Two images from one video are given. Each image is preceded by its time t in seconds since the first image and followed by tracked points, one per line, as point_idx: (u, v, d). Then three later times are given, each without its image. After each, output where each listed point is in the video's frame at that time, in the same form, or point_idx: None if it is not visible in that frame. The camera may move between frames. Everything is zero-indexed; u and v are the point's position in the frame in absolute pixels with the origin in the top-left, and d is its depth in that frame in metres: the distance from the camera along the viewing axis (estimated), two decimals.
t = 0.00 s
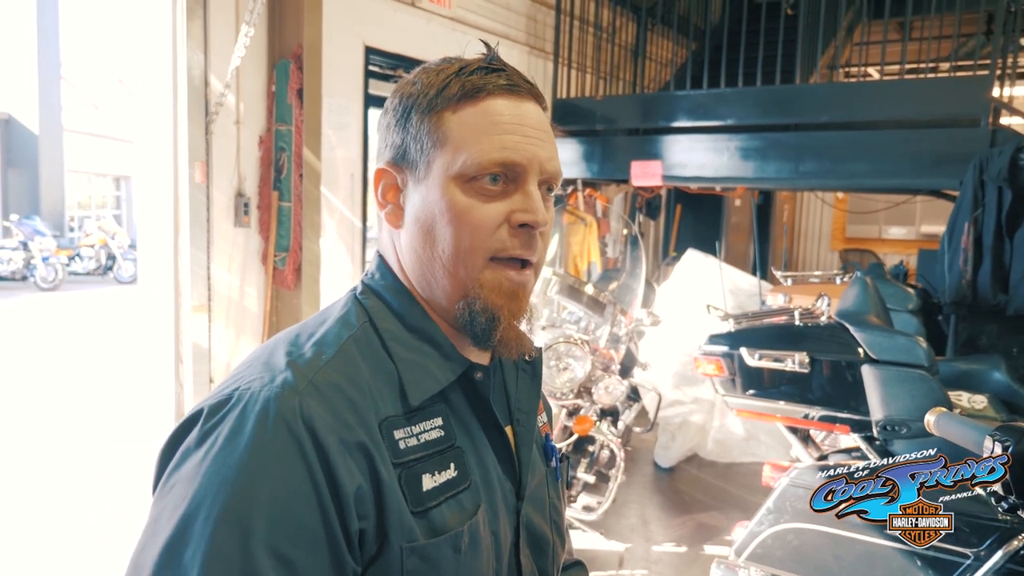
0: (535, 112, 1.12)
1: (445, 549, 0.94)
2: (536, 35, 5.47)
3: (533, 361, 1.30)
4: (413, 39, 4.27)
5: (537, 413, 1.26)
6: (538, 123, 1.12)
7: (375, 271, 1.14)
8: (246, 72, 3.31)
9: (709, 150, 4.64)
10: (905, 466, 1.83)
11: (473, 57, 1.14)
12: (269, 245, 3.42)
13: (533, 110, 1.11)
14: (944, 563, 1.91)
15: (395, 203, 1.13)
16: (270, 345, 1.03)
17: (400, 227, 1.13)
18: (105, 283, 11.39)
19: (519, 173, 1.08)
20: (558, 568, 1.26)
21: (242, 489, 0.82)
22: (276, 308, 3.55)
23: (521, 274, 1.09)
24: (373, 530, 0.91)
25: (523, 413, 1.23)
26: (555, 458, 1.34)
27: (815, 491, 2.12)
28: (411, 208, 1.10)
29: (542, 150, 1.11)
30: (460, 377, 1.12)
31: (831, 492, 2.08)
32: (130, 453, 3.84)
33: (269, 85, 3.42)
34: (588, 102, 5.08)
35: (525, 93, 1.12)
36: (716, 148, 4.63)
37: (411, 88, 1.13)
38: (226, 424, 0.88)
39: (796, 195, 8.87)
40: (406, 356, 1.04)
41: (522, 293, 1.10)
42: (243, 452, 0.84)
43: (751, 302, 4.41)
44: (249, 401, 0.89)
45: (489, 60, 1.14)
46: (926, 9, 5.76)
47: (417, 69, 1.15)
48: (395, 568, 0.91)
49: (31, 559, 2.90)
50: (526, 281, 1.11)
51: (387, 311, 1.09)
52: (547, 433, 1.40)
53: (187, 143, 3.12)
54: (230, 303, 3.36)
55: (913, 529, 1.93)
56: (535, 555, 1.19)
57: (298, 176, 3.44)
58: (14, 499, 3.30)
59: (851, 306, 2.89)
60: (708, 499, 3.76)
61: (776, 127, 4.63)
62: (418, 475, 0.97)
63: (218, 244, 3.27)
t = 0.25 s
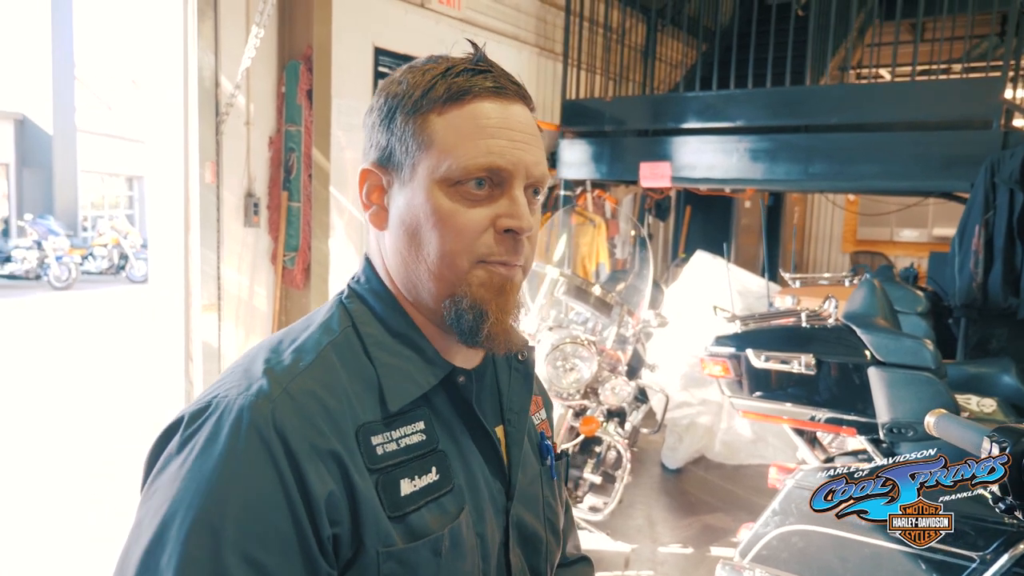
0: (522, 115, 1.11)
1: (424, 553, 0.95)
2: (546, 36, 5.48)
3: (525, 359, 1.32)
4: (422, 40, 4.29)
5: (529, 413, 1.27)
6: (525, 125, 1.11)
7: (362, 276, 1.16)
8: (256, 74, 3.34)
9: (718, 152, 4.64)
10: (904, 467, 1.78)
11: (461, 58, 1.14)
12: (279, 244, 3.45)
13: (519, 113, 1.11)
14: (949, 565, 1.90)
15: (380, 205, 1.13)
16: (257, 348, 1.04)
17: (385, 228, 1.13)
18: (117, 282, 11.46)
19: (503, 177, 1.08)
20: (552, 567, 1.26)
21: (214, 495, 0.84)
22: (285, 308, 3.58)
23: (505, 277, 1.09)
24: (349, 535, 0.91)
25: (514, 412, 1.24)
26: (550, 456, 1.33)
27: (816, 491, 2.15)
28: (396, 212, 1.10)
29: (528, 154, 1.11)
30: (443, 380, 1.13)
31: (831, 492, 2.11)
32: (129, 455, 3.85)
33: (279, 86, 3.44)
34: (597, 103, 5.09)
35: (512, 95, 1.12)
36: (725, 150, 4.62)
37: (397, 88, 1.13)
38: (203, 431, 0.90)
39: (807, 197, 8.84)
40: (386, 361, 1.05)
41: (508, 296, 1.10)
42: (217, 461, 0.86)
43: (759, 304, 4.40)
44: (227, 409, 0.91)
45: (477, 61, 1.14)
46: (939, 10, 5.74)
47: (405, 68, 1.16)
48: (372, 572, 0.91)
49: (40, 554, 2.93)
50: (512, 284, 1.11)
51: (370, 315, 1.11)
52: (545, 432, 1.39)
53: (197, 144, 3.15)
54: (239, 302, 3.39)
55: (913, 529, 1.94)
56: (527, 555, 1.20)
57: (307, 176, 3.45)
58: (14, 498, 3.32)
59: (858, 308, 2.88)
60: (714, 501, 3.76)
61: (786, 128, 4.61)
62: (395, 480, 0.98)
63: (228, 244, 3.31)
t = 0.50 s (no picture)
0: (500, 111, 1.11)
1: (412, 554, 0.95)
2: (555, 35, 5.48)
3: (519, 358, 1.33)
4: (431, 39, 4.30)
5: (525, 410, 1.27)
6: (504, 121, 1.11)
7: (351, 279, 1.16)
8: (266, 72, 3.36)
9: (727, 151, 4.63)
10: (903, 466, 1.69)
11: (438, 57, 1.14)
12: (288, 243, 3.47)
13: (496, 109, 1.11)
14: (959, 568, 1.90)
15: (364, 209, 1.12)
16: (243, 354, 1.04)
17: (369, 232, 1.12)
18: (128, 280, 11.50)
19: (484, 176, 1.08)
20: (550, 565, 1.26)
21: (201, 499, 0.85)
22: (293, 306, 3.59)
23: (494, 274, 1.08)
24: (336, 537, 0.92)
25: (509, 410, 1.24)
26: (547, 454, 1.31)
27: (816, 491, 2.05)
28: (381, 215, 1.10)
29: (509, 151, 1.11)
30: (432, 381, 1.12)
31: (831, 492, 1.99)
32: (127, 456, 3.83)
33: (288, 85, 3.46)
34: (605, 102, 5.08)
35: (490, 92, 1.12)
36: (734, 149, 4.61)
37: (375, 90, 1.13)
38: (192, 435, 0.91)
39: (817, 196, 8.80)
40: (375, 363, 1.06)
41: (497, 294, 1.09)
42: (205, 464, 0.87)
43: (767, 304, 4.40)
44: (214, 413, 0.92)
45: (454, 58, 1.14)
46: (951, 9, 5.71)
47: (382, 70, 1.15)
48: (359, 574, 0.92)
49: (49, 548, 2.95)
50: (501, 281, 1.10)
51: (360, 318, 1.11)
52: (542, 430, 1.39)
53: (207, 143, 3.17)
54: (249, 300, 3.41)
55: (914, 530, 1.87)
56: (523, 552, 1.20)
57: (316, 175, 3.46)
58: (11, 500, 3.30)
59: (865, 309, 2.88)
60: (722, 501, 3.75)
61: (796, 128, 4.59)
62: (384, 483, 0.98)
63: (237, 242, 3.33)
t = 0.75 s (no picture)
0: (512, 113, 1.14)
1: (409, 549, 0.96)
2: (560, 34, 5.49)
3: (513, 353, 1.31)
4: (436, 38, 4.31)
5: (517, 406, 1.27)
6: (516, 124, 1.14)
7: (347, 278, 1.17)
8: (271, 71, 3.38)
9: (732, 150, 4.63)
10: (904, 467, 1.72)
11: (444, 57, 1.14)
12: (292, 241, 3.48)
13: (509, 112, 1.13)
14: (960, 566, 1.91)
15: (375, 210, 1.10)
16: (241, 356, 1.04)
17: (382, 235, 1.11)
18: (134, 278, 11.52)
19: (508, 177, 1.10)
20: (547, 559, 1.26)
21: (198, 498, 0.86)
22: (298, 304, 3.61)
23: (508, 274, 1.13)
24: (332, 533, 0.93)
25: (502, 406, 1.24)
26: (541, 449, 1.32)
27: (816, 490, 2.11)
28: (399, 217, 1.09)
29: (523, 154, 1.13)
30: (427, 379, 1.12)
31: (831, 492, 2.07)
32: (129, 455, 3.82)
33: (294, 84, 3.48)
34: (610, 100, 5.08)
35: (500, 94, 1.14)
36: (738, 148, 4.61)
37: (381, 90, 1.11)
38: (188, 435, 0.92)
39: (822, 196, 8.78)
40: (370, 361, 1.06)
41: (510, 293, 1.14)
42: (201, 463, 0.88)
43: (771, 303, 4.40)
44: (211, 412, 0.93)
45: (460, 59, 1.15)
46: (957, 8, 5.69)
47: (385, 67, 1.14)
48: (356, 570, 0.92)
49: (53, 547, 2.95)
50: (512, 280, 1.14)
51: (357, 318, 1.11)
52: (535, 425, 1.39)
53: (212, 141, 3.18)
54: (253, 298, 3.43)
55: (913, 529, 1.94)
56: (521, 547, 1.20)
57: (321, 174, 3.47)
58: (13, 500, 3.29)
59: (869, 308, 2.88)
60: (725, 500, 3.76)
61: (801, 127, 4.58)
62: (379, 479, 0.99)
63: (243, 240, 3.35)
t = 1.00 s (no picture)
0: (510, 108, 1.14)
1: (407, 541, 0.96)
2: (564, 30, 5.48)
3: (512, 348, 1.30)
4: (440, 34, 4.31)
5: (517, 398, 1.26)
6: (515, 119, 1.14)
7: (347, 270, 1.17)
8: (275, 67, 3.39)
9: (736, 146, 4.62)
10: (905, 466, 1.68)
11: (441, 52, 1.13)
12: (296, 237, 3.49)
13: (507, 106, 1.13)
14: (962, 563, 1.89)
15: (376, 207, 1.10)
16: (239, 348, 1.04)
17: (382, 233, 1.11)
18: (139, 274, 11.53)
19: (508, 172, 1.10)
20: (546, 551, 1.26)
21: (199, 488, 0.87)
22: (302, 299, 3.62)
23: (508, 268, 1.13)
24: (331, 523, 0.93)
25: (501, 399, 1.23)
26: (540, 442, 1.30)
27: (816, 489, 2.11)
28: (402, 214, 1.09)
29: (523, 147, 1.14)
30: (427, 371, 1.12)
31: (831, 492, 2.06)
32: (127, 454, 3.79)
33: (298, 79, 3.48)
34: (615, 96, 5.07)
35: (497, 87, 1.14)
36: (743, 144, 4.60)
37: (378, 86, 1.10)
38: (189, 426, 0.92)
39: (828, 192, 8.74)
40: (371, 353, 1.06)
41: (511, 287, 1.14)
42: (201, 453, 0.89)
43: (775, 300, 4.40)
44: (210, 403, 0.93)
45: (455, 53, 1.14)
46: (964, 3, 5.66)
47: (384, 58, 1.13)
48: (355, 560, 0.93)
49: (53, 546, 2.93)
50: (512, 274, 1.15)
51: (357, 311, 1.11)
52: (535, 419, 1.38)
53: (216, 137, 3.19)
54: (258, 293, 3.44)
55: (914, 530, 1.93)
56: (519, 540, 1.19)
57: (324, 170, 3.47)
58: (11, 500, 3.25)
59: (873, 304, 2.88)
60: (728, 496, 3.76)
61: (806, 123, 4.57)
62: (379, 471, 0.99)
63: (247, 236, 3.36)
